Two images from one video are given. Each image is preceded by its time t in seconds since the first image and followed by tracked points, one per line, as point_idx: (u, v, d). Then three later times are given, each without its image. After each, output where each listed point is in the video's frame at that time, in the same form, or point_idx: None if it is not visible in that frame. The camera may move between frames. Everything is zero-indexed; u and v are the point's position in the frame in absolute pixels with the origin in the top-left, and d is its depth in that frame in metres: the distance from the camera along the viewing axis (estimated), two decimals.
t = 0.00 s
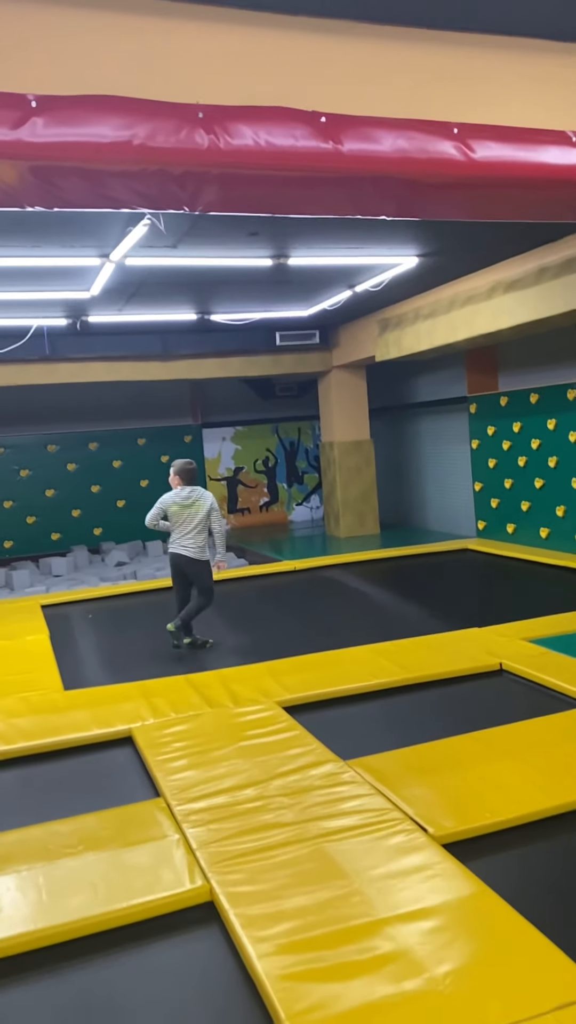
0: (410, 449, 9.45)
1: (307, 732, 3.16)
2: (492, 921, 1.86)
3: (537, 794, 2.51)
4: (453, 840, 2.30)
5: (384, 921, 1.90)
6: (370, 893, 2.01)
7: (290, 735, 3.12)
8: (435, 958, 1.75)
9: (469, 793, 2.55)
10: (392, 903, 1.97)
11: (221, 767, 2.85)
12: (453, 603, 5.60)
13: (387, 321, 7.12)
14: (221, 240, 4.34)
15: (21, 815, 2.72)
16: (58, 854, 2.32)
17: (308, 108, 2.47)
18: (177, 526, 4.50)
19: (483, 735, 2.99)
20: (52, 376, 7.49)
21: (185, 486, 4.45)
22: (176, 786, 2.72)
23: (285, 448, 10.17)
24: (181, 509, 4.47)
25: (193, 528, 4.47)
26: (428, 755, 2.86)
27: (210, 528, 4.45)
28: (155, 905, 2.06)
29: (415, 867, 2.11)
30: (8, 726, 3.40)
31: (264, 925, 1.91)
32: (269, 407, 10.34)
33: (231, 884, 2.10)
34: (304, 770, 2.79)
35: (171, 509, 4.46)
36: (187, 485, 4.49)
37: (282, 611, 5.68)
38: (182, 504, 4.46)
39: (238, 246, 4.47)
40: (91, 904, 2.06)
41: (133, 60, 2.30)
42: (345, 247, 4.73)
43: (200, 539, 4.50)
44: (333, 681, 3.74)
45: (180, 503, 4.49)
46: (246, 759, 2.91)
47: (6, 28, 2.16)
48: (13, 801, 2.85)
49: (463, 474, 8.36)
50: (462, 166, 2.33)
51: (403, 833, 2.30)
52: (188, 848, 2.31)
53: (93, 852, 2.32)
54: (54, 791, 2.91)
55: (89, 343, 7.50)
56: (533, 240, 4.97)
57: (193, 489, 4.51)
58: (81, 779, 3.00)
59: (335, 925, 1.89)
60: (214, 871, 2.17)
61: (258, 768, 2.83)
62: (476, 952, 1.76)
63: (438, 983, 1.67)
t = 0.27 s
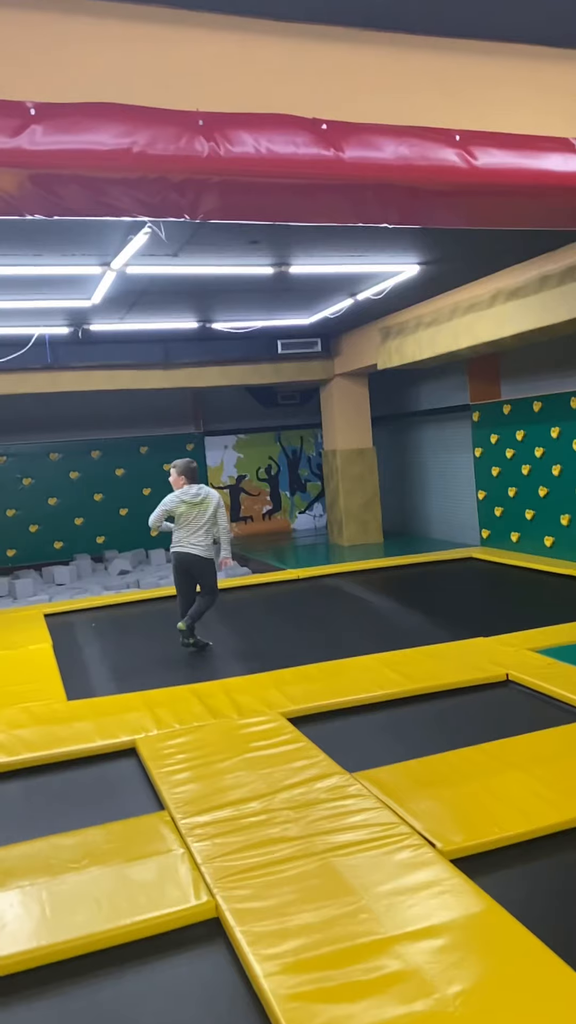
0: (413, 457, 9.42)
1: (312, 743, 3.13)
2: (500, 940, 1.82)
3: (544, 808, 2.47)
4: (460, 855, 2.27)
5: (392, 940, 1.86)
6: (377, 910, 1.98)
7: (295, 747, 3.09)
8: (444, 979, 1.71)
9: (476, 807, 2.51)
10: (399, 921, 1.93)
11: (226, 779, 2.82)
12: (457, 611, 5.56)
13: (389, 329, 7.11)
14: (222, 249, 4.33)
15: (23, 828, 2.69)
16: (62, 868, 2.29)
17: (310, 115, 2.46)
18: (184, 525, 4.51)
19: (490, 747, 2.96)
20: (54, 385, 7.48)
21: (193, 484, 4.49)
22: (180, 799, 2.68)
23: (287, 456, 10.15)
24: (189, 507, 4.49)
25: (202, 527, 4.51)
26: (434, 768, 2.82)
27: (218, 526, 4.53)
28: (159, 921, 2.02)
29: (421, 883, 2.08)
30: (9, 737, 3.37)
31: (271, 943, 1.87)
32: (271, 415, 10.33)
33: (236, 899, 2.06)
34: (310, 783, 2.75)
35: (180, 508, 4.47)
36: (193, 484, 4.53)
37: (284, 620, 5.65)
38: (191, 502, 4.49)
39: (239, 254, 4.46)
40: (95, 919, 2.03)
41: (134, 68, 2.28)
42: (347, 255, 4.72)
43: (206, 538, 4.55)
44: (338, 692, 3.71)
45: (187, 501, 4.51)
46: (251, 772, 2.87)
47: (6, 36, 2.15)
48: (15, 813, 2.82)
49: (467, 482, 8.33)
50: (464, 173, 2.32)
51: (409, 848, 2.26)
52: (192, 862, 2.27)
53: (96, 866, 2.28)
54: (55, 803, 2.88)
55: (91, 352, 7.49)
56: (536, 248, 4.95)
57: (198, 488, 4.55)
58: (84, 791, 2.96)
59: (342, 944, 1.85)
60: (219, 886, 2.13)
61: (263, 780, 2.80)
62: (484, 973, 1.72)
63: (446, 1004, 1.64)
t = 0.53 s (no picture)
0: (418, 461, 9.40)
1: (320, 751, 3.10)
2: (513, 953, 1.79)
3: (556, 817, 2.44)
4: (471, 865, 2.24)
5: (404, 953, 1.83)
6: (388, 923, 1.95)
7: (303, 755, 3.06)
8: (456, 993, 1.68)
9: (487, 815, 2.48)
10: (410, 934, 1.90)
11: (235, 788, 2.79)
12: (463, 615, 5.53)
13: (392, 333, 7.10)
14: (224, 254, 4.32)
15: (30, 838, 2.66)
16: (69, 880, 2.26)
17: (311, 118, 2.44)
18: (192, 524, 4.58)
19: (500, 755, 2.93)
20: (58, 391, 7.48)
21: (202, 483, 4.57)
22: (189, 809, 2.65)
23: (291, 461, 10.13)
24: (199, 506, 4.56)
25: (211, 524, 4.60)
26: (444, 776, 2.79)
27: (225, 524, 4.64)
28: (168, 934, 2.00)
29: (432, 894, 2.05)
30: (15, 746, 3.34)
31: (282, 956, 1.84)
32: (274, 420, 10.32)
33: (246, 912, 2.03)
34: (319, 791, 2.73)
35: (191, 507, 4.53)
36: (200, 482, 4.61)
37: (290, 625, 5.62)
38: (202, 500, 4.57)
39: (241, 259, 4.45)
40: (103, 933, 2.00)
41: (134, 72, 2.27)
42: (349, 259, 4.70)
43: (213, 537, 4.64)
44: (345, 698, 3.68)
45: (196, 500, 4.58)
46: (260, 780, 2.85)
47: (6, 41, 2.14)
48: (22, 823, 2.79)
49: (472, 486, 8.30)
50: (467, 175, 2.30)
51: (419, 858, 2.23)
52: (201, 873, 2.25)
53: (104, 878, 2.26)
54: (62, 813, 2.85)
55: (94, 358, 7.49)
56: (538, 250, 4.93)
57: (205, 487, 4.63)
58: (91, 801, 2.94)
59: (354, 957, 1.82)
60: (228, 897, 2.10)
61: (272, 789, 2.77)
62: (497, 987, 1.69)
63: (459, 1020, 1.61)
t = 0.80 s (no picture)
0: (425, 465, 9.36)
1: (331, 758, 3.07)
2: (530, 966, 1.76)
3: (571, 825, 2.40)
4: (485, 874, 2.20)
5: (419, 966, 1.80)
6: (402, 935, 1.91)
7: (313, 763, 3.03)
8: (473, 1008, 1.65)
9: (501, 824, 2.44)
10: (424, 946, 1.87)
11: (245, 797, 2.76)
12: (472, 620, 5.49)
13: (399, 336, 7.07)
14: (230, 258, 4.31)
15: (39, 848, 2.64)
16: (78, 891, 2.24)
17: (317, 120, 2.42)
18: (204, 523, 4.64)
19: (513, 762, 2.89)
20: (64, 397, 7.48)
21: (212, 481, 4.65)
22: (199, 818, 2.63)
23: (298, 465, 10.11)
24: (211, 504, 4.64)
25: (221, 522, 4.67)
26: (456, 783, 2.76)
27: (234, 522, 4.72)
28: (179, 946, 1.97)
29: (446, 905, 2.01)
30: (23, 755, 3.32)
31: (295, 970, 1.81)
32: (281, 424, 10.30)
33: (258, 924, 2.00)
34: (330, 800, 2.69)
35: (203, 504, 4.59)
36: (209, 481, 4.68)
37: (298, 630, 5.59)
38: (213, 498, 4.64)
39: (247, 263, 4.43)
40: (114, 946, 1.97)
41: (139, 75, 2.26)
42: (355, 262, 4.68)
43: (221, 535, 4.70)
44: (355, 705, 3.65)
45: (207, 499, 4.65)
46: (270, 789, 2.82)
47: (10, 47, 2.13)
48: (31, 833, 2.77)
49: (480, 489, 8.26)
50: (475, 176, 2.27)
51: (433, 867, 2.20)
52: (212, 884, 2.22)
53: (114, 888, 2.23)
54: (71, 822, 2.83)
55: (100, 364, 7.48)
56: (545, 251, 4.90)
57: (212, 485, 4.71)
58: (100, 810, 2.91)
59: (368, 970, 1.79)
60: (240, 909, 2.07)
61: (282, 797, 2.74)
62: (514, 1002, 1.66)
63: None
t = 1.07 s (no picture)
0: (434, 468, 9.33)
1: (342, 766, 3.04)
2: (547, 978, 1.72)
3: None
4: (499, 883, 2.17)
5: (434, 978, 1.76)
6: (416, 946, 1.88)
7: (324, 770, 3.00)
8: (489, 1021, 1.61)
9: (516, 831, 2.41)
10: (439, 958, 1.84)
11: (256, 806, 2.73)
12: (483, 624, 5.45)
13: (406, 339, 7.05)
14: (236, 262, 4.29)
15: (49, 857, 2.62)
16: (88, 901, 2.21)
17: (323, 120, 2.40)
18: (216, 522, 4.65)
19: (526, 768, 2.85)
20: (72, 403, 7.47)
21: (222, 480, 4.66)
22: (209, 827, 2.60)
23: (306, 470, 10.09)
24: (221, 503, 4.66)
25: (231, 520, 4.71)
26: (469, 790, 2.72)
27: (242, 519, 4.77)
28: (190, 959, 1.94)
29: (460, 916, 1.98)
30: (32, 763, 3.30)
31: (307, 983, 1.78)
32: (288, 428, 10.28)
33: (270, 935, 1.97)
34: (341, 808, 2.66)
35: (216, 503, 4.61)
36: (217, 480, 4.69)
37: (307, 635, 5.56)
38: (223, 496, 4.67)
39: (253, 267, 4.42)
40: (124, 958, 1.95)
41: (143, 76, 2.24)
42: (363, 265, 4.66)
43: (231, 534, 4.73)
44: (365, 711, 3.62)
45: (217, 498, 4.66)
46: (281, 797, 2.79)
47: (14, 50, 2.11)
48: (40, 842, 2.75)
49: (489, 492, 8.22)
50: (484, 176, 2.25)
51: (446, 877, 2.17)
52: (223, 894, 2.19)
53: (124, 899, 2.21)
54: (80, 831, 2.81)
55: (107, 369, 7.48)
56: (554, 252, 4.87)
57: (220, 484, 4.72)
58: (109, 819, 2.89)
59: (382, 983, 1.76)
60: (251, 920, 2.04)
61: (293, 805, 2.71)
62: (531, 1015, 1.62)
63: None
